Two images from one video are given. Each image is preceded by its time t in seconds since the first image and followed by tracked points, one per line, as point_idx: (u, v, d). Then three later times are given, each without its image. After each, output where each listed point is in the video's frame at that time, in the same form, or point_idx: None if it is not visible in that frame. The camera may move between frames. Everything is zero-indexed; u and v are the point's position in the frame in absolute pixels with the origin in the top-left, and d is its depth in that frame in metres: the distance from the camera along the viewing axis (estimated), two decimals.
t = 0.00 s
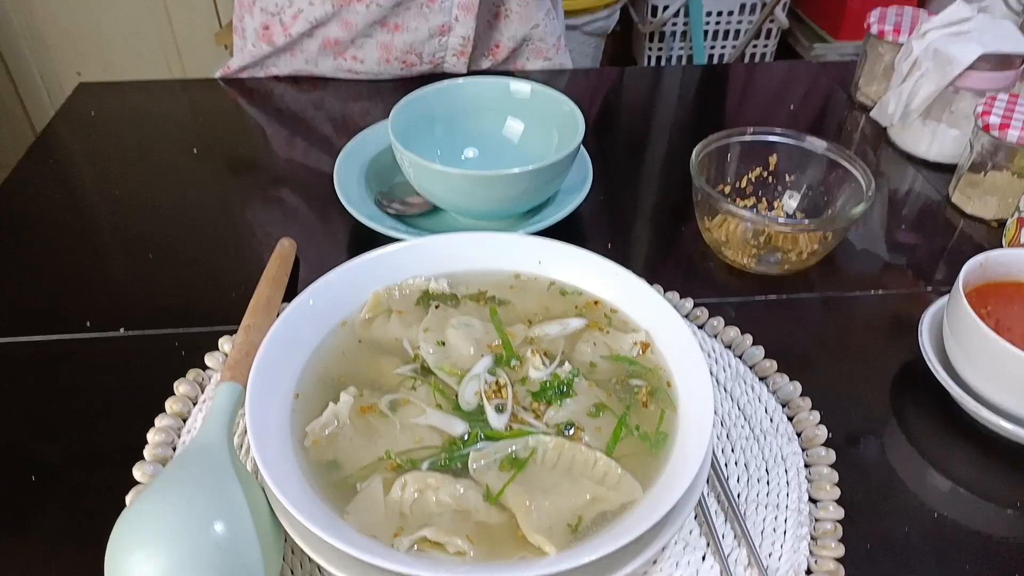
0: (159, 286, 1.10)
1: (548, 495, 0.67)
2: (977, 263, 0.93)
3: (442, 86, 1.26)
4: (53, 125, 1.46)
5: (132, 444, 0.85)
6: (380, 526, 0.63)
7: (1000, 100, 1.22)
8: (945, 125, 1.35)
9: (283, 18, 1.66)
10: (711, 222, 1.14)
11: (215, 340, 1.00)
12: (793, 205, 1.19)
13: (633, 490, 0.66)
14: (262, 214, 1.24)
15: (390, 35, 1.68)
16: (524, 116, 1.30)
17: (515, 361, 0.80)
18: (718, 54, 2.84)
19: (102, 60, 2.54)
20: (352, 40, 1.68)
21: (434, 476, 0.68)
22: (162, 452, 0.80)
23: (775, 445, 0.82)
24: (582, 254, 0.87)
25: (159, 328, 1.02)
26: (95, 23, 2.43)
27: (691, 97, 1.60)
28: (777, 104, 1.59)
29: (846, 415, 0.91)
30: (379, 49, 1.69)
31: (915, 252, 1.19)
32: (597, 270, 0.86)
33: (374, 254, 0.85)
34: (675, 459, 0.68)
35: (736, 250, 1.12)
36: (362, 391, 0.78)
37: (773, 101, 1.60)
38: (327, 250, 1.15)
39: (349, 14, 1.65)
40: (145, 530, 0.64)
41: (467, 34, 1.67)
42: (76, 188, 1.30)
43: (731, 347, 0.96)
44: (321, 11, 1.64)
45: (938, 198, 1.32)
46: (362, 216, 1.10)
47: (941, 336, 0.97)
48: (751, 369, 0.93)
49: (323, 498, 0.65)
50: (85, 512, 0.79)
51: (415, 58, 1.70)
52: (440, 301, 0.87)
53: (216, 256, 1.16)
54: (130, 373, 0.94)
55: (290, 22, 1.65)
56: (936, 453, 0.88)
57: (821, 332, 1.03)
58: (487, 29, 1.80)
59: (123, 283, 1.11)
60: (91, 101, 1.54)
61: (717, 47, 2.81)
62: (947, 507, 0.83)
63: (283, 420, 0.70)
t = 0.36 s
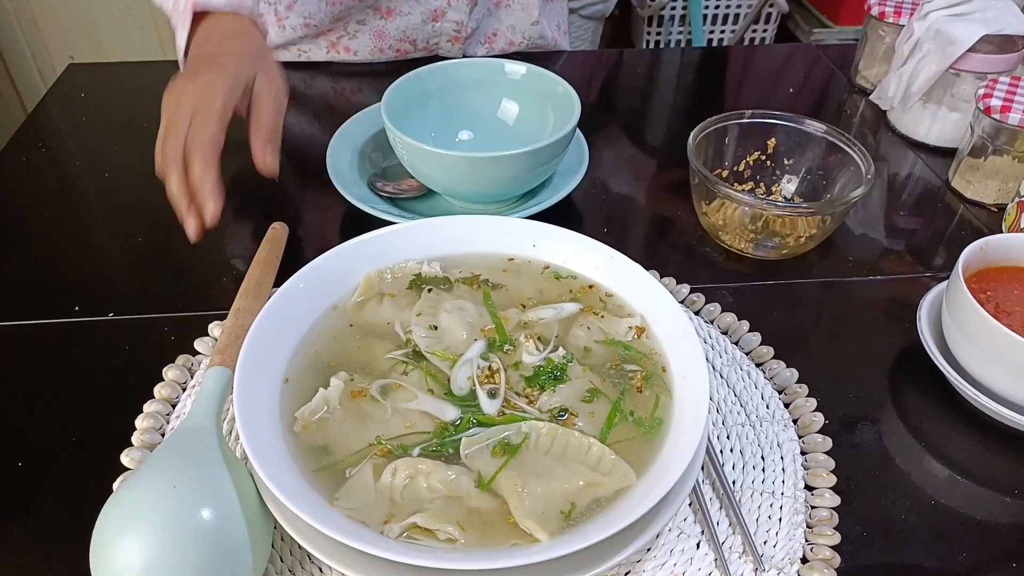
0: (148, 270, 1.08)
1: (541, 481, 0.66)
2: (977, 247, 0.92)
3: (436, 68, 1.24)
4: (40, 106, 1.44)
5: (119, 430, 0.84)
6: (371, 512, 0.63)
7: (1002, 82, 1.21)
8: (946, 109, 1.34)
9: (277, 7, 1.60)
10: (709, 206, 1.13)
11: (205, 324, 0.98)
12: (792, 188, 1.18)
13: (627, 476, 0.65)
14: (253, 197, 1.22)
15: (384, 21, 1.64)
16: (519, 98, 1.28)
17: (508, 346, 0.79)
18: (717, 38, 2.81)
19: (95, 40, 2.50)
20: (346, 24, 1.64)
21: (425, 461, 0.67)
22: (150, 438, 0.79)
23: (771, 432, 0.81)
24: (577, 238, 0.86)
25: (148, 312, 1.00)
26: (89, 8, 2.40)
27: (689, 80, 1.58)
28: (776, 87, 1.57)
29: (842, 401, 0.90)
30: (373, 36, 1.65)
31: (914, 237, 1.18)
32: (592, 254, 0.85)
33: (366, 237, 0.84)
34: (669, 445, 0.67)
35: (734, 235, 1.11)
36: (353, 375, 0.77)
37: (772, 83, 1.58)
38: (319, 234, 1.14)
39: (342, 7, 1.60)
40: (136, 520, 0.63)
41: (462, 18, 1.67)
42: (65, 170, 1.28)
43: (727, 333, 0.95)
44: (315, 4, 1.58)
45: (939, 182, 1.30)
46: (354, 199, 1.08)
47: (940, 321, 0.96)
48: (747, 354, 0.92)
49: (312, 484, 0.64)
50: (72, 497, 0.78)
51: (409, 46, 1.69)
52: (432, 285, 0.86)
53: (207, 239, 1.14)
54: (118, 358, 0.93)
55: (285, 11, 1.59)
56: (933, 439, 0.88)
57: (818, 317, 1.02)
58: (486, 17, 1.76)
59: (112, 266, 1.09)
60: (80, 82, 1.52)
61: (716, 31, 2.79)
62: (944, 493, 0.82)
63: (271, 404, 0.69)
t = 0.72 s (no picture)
0: (143, 263, 1.07)
1: (538, 474, 0.66)
2: (979, 241, 0.91)
3: (433, 59, 1.23)
4: (35, 99, 1.43)
5: (113, 422, 0.83)
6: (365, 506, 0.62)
7: (1005, 76, 1.20)
8: (947, 103, 1.33)
9: None
10: (709, 200, 1.12)
11: (200, 317, 0.97)
12: (793, 182, 1.17)
13: (626, 469, 0.64)
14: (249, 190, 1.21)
15: (383, 9, 1.62)
16: (518, 90, 1.27)
17: (505, 338, 0.78)
18: (718, 34, 2.80)
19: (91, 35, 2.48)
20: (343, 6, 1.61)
21: (420, 454, 0.66)
22: (142, 430, 0.78)
23: (770, 426, 0.80)
24: (575, 230, 0.85)
25: (143, 305, 0.99)
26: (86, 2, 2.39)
27: (689, 74, 1.57)
28: (777, 81, 1.56)
29: (842, 396, 0.89)
30: (372, 24, 1.63)
31: (915, 232, 1.17)
32: (590, 246, 0.84)
33: (362, 228, 0.83)
34: (668, 438, 0.66)
35: (734, 229, 1.10)
36: (349, 367, 0.76)
37: (773, 79, 1.57)
38: (316, 227, 1.13)
39: None
40: (127, 511, 0.62)
41: (463, 9, 1.65)
42: (59, 163, 1.27)
43: (727, 327, 0.94)
44: None
45: (941, 178, 1.29)
46: (351, 191, 1.07)
47: (942, 316, 0.95)
48: (747, 349, 0.91)
49: (305, 476, 0.63)
50: (63, 490, 0.77)
51: (408, 35, 1.68)
52: (429, 277, 0.85)
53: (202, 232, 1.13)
54: (112, 351, 0.92)
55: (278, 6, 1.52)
56: (934, 435, 0.87)
57: (818, 312, 1.01)
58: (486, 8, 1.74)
59: (107, 259, 1.08)
60: (75, 75, 1.51)
61: (717, 27, 2.77)
62: (945, 489, 0.81)
63: (264, 396, 0.68)
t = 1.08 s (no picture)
0: (152, 276, 1.07)
1: (550, 487, 0.64)
2: (993, 253, 0.90)
3: (444, 75, 1.23)
4: (47, 116, 1.44)
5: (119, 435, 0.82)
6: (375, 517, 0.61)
7: (1016, 90, 1.20)
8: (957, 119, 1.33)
9: (285, 20, 1.60)
10: (720, 215, 1.12)
11: (209, 330, 0.97)
12: (804, 196, 1.17)
13: (640, 483, 0.63)
14: (259, 206, 1.21)
15: (392, 35, 1.66)
16: (527, 105, 1.27)
17: (517, 351, 0.77)
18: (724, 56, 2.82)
19: (100, 50, 2.51)
20: (355, 36, 1.67)
21: (431, 467, 0.65)
22: (151, 444, 0.76)
23: (787, 441, 0.79)
24: (586, 241, 0.85)
25: (151, 319, 0.99)
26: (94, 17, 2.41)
27: (696, 91, 1.58)
28: (784, 98, 1.56)
29: (858, 410, 0.88)
30: (382, 50, 1.67)
31: (927, 246, 1.16)
32: (601, 258, 0.84)
33: (373, 241, 0.83)
34: (683, 451, 0.65)
35: (746, 244, 1.10)
36: (359, 379, 0.75)
37: (780, 93, 1.58)
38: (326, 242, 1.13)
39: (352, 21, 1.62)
40: None
41: (470, 32, 1.67)
42: (70, 178, 1.28)
43: (740, 341, 0.92)
44: (324, 18, 1.60)
45: (953, 194, 1.28)
46: (361, 206, 1.07)
47: (958, 330, 0.94)
48: (761, 364, 0.89)
49: (315, 488, 0.62)
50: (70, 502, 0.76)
51: (417, 58, 1.69)
52: (439, 289, 0.85)
53: (212, 246, 1.13)
54: (120, 364, 0.92)
55: (292, 26, 1.60)
56: (952, 451, 0.85)
57: (832, 325, 1.00)
58: (495, 28, 1.76)
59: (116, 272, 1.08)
60: (88, 93, 1.52)
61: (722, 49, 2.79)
62: (966, 506, 0.79)
63: (274, 408, 0.67)
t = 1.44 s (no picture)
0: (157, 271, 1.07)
1: (557, 474, 0.64)
2: (1000, 252, 0.91)
3: (452, 74, 1.24)
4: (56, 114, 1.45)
5: (122, 424, 0.82)
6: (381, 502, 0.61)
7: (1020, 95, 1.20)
8: (961, 125, 1.33)
9: (292, 23, 1.65)
10: (725, 214, 1.12)
11: (213, 322, 0.97)
12: (809, 197, 1.18)
13: (647, 470, 0.63)
14: (264, 203, 1.22)
15: (396, 45, 1.67)
16: (534, 105, 1.28)
17: (523, 340, 0.78)
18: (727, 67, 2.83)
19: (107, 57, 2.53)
20: (359, 49, 1.67)
21: (437, 452, 0.65)
22: (153, 431, 0.77)
23: (794, 435, 0.78)
24: (592, 235, 0.85)
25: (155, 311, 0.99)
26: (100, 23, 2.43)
27: (700, 97, 1.59)
28: (789, 105, 1.57)
29: (864, 408, 0.88)
30: (387, 59, 1.67)
31: (931, 249, 1.16)
32: (607, 251, 0.84)
33: (381, 231, 0.83)
34: (690, 440, 0.65)
35: (750, 243, 1.10)
36: (365, 367, 0.75)
37: (785, 101, 1.58)
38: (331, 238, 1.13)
39: (355, 28, 1.62)
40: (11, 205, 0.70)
41: (474, 38, 1.67)
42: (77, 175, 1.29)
43: (746, 337, 0.93)
44: (330, 22, 1.62)
45: (957, 199, 1.29)
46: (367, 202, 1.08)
47: (965, 330, 0.94)
48: (767, 359, 0.90)
49: (320, 471, 0.62)
50: (73, 489, 0.76)
51: (423, 67, 1.70)
52: (445, 281, 0.85)
53: (217, 242, 1.14)
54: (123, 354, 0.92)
55: (299, 28, 1.64)
56: (958, 449, 0.85)
57: (836, 324, 1.00)
58: (500, 38, 1.77)
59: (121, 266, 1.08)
60: (95, 92, 1.53)
61: (725, 61, 2.81)
62: (973, 504, 0.79)
63: (280, 393, 0.67)
